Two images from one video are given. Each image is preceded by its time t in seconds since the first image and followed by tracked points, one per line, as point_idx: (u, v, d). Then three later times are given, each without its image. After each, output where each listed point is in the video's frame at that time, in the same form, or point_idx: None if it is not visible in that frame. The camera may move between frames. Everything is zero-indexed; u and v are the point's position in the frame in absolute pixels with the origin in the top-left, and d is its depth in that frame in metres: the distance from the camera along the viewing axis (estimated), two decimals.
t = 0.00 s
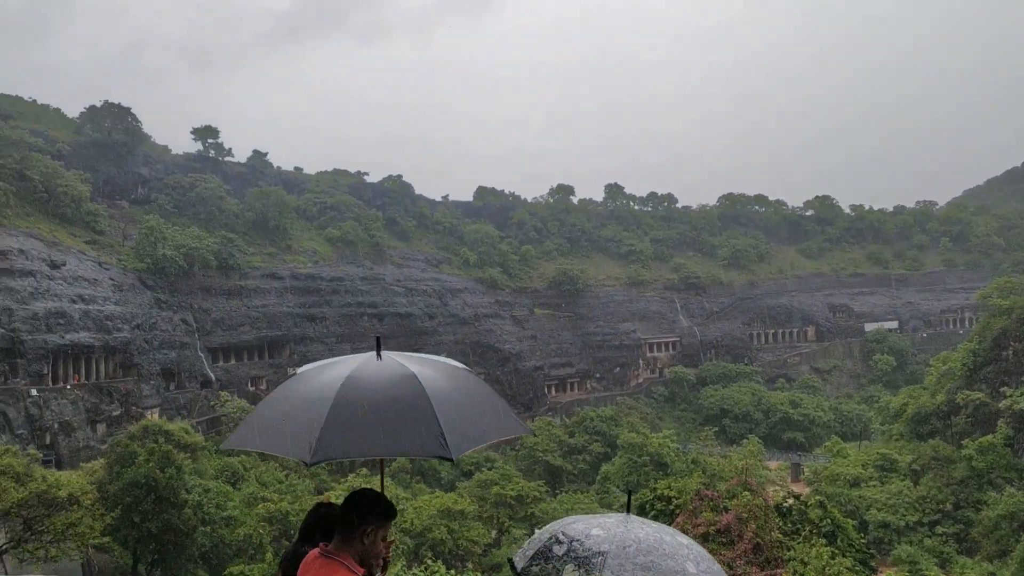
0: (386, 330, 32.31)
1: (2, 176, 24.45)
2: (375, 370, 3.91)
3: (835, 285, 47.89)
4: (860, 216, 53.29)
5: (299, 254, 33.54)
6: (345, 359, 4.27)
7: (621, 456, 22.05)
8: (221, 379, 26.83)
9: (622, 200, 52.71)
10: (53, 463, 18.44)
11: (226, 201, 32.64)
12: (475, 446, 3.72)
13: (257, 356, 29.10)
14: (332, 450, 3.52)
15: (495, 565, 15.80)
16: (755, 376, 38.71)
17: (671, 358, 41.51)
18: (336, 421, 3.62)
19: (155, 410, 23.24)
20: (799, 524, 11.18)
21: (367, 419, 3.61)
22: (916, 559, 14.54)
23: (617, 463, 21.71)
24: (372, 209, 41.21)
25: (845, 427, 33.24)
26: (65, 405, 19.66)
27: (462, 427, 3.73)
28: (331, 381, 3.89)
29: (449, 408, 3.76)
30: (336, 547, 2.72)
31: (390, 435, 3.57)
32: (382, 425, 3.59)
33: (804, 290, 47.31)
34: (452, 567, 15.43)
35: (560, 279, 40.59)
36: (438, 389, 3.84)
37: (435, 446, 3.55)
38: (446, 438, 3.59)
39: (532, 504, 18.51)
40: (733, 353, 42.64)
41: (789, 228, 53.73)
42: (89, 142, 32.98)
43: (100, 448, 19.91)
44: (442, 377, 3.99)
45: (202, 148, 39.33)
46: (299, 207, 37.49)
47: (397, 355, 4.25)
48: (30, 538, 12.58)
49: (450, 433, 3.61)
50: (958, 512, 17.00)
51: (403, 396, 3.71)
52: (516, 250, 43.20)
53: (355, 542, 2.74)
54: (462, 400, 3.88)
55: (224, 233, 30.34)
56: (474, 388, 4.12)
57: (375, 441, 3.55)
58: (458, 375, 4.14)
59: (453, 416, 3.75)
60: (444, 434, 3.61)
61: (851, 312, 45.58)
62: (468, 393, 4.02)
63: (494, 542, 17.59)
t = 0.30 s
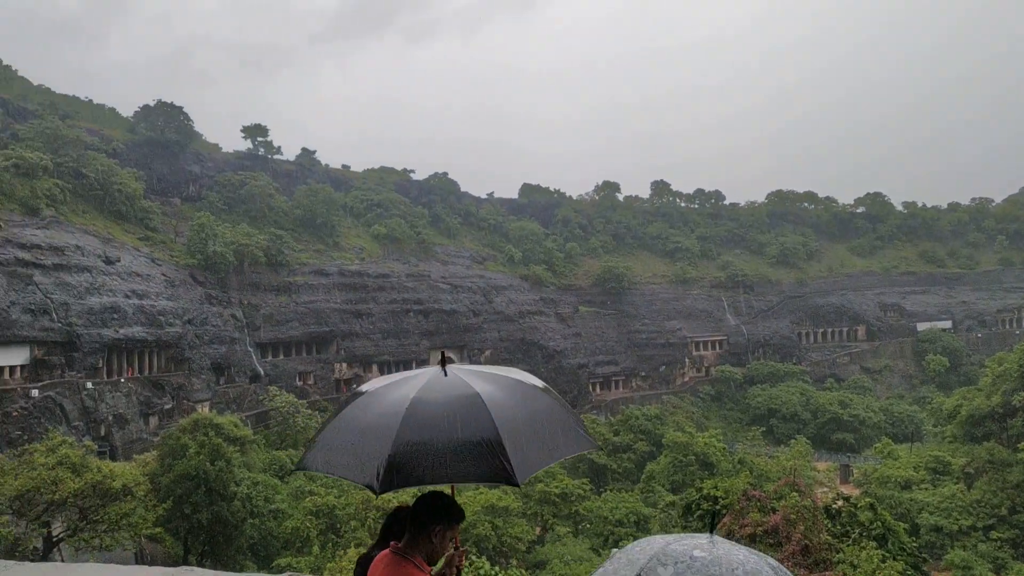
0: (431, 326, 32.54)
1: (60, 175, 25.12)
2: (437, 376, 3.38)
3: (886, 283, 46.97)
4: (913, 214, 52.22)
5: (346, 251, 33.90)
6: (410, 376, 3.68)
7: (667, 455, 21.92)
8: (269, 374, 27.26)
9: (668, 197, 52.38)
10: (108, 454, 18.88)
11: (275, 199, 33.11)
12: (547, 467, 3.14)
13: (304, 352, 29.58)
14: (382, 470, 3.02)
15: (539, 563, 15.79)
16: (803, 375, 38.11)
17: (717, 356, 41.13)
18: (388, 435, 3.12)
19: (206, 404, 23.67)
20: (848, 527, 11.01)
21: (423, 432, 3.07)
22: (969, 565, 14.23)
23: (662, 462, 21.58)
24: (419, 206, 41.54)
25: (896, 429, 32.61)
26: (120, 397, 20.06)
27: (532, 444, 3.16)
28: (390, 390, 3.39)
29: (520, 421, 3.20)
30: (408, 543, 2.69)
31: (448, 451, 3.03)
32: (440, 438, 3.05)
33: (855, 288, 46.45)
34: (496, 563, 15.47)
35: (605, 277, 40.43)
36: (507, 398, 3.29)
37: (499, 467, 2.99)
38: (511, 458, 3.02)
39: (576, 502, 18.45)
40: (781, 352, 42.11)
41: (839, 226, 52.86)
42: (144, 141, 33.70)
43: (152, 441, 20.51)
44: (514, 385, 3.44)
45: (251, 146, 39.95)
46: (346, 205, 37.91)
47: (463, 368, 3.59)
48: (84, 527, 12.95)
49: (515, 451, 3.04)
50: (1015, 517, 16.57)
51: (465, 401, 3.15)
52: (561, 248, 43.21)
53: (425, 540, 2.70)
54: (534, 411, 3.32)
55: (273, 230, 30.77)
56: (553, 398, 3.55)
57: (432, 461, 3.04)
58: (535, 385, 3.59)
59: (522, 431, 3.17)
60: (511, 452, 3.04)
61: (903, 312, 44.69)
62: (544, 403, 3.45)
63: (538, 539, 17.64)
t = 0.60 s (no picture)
0: (475, 325, 32.65)
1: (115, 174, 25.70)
2: (505, 383, 2.86)
3: (940, 283, 45.93)
4: (967, 212, 51.07)
5: (393, 249, 34.18)
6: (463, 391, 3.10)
7: (713, 456, 21.73)
8: (316, 370, 27.55)
9: (715, 195, 51.81)
10: (160, 447, 19.26)
11: (323, 197, 33.48)
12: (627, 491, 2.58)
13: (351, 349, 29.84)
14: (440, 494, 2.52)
15: (582, 562, 15.73)
16: (853, 376, 37.30)
17: (765, 356, 40.63)
18: (452, 446, 2.61)
19: (254, 400, 24.02)
20: (899, 531, 10.79)
21: (487, 443, 2.54)
22: None
23: (708, 463, 21.41)
24: (464, 205, 41.77)
25: (949, 432, 31.89)
26: (171, 392, 20.47)
27: (612, 463, 2.61)
28: (455, 398, 2.87)
29: (593, 438, 2.63)
30: (476, 557, 2.42)
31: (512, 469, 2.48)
32: (506, 449, 2.52)
33: (907, 288, 45.42)
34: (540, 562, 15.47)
35: (650, 276, 40.17)
36: (578, 415, 2.71)
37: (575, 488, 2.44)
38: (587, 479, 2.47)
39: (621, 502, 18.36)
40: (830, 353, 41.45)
41: (890, 225, 51.91)
42: (195, 141, 34.33)
43: (203, 435, 20.87)
44: (590, 395, 2.91)
45: (300, 146, 40.47)
46: (392, 203, 38.20)
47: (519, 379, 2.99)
48: (137, 519, 13.26)
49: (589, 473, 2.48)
50: None
51: (530, 411, 2.60)
52: (606, 247, 43.12)
53: (492, 555, 2.43)
54: (613, 425, 2.76)
55: (320, 228, 31.12)
56: (633, 413, 3.01)
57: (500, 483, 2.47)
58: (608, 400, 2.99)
59: (599, 452, 2.60)
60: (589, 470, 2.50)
61: (957, 312, 43.69)
62: (623, 419, 2.87)
63: (582, 538, 17.60)
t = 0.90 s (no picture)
0: (518, 322, 32.72)
1: (165, 173, 26.23)
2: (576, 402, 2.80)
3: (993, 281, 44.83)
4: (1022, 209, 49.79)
5: (436, 247, 34.41)
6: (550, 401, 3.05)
7: (758, 455, 21.52)
8: (360, 367, 27.84)
9: (761, 191, 51.12)
10: (208, 441, 19.63)
11: (367, 195, 33.77)
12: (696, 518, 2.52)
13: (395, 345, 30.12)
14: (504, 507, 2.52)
15: (625, 561, 15.71)
16: (902, 377, 36.41)
17: (811, 356, 40.10)
18: (522, 458, 2.58)
19: (299, 395, 24.39)
20: (950, 534, 10.59)
21: (558, 460, 2.50)
22: None
23: (753, 463, 21.22)
24: (507, 202, 41.87)
25: (1002, 434, 31.15)
26: (218, 387, 20.81)
27: (680, 490, 2.53)
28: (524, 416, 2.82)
29: (661, 465, 2.54)
30: None
31: (575, 495, 2.43)
32: (576, 468, 2.48)
33: (959, 286, 44.33)
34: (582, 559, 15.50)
35: (694, 274, 39.83)
36: (650, 438, 2.63)
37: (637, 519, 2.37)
38: (657, 505, 2.41)
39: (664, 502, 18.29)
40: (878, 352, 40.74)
41: (941, 222, 50.83)
42: (243, 139, 34.89)
43: (249, 430, 21.15)
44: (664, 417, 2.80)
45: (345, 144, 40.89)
46: (436, 201, 38.44)
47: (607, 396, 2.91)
48: (186, 511, 13.55)
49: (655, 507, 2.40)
50: None
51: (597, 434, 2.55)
52: (649, 244, 42.95)
53: None
54: (688, 447, 2.69)
55: (365, 226, 31.43)
56: (709, 438, 2.91)
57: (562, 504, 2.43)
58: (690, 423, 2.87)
59: (665, 482, 2.51)
60: (659, 496, 2.44)
61: (1010, 312, 42.65)
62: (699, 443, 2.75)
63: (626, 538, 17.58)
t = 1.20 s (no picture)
0: (559, 318, 32.72)
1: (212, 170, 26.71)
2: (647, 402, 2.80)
3: None
4: None
5: (477, 243, 34.58)
6: (621, 402, 3.04)
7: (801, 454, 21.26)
8: (402, 362, 28.05)
9: (805, 187, 50.44)
10: (253, 434, 19.94)
11: (409, 191, 33.98)
12: (769, 521, 2.49)
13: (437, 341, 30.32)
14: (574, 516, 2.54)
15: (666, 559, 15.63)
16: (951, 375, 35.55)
17: (856, 353, 39.51)
18: (593, 456, 2.60)
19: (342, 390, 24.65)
20: (1000, 536, 10.37)
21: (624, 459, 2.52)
22: None
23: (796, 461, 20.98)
24: (548, 198, 41.87)
25: None
26: (263, 381, 21.12)
27: (749, 493, 2.48)
28: (596, 416, 2.83)
29: (731, 470, 2.50)
30: None
31: (642, 497, 2.43)
32: (644, 467, 2.49)
33: (1010, 283, 43.21)
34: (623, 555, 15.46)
35: (736, 270, 39.45)
36: (721, 442, 2.59)
37: (705, 522, 2.34)
38: (724, 507, 2.37)
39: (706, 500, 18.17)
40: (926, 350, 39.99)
41: (992, 217, 49.68)
42: (288, 137, 35.39)
43: (293, 424, 21.41)
44: (735, 421, 2.76)
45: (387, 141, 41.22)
46: (477, 197, 38.59)
47: (677, 396, 2.89)
48: (231, 503, 13.78)
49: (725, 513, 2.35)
50: None
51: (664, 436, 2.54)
52: (691, 240, 42.69)
53: None
54: (762, 449, 2.66)
55: (407, 222, 31.68)
56: (784, 441, 2.84)
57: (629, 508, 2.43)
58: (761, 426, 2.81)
59: (737, 486, 2.47)
60: (727, 498, 2.40)
61: None
62: (770, 447, 2.70)
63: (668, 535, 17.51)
